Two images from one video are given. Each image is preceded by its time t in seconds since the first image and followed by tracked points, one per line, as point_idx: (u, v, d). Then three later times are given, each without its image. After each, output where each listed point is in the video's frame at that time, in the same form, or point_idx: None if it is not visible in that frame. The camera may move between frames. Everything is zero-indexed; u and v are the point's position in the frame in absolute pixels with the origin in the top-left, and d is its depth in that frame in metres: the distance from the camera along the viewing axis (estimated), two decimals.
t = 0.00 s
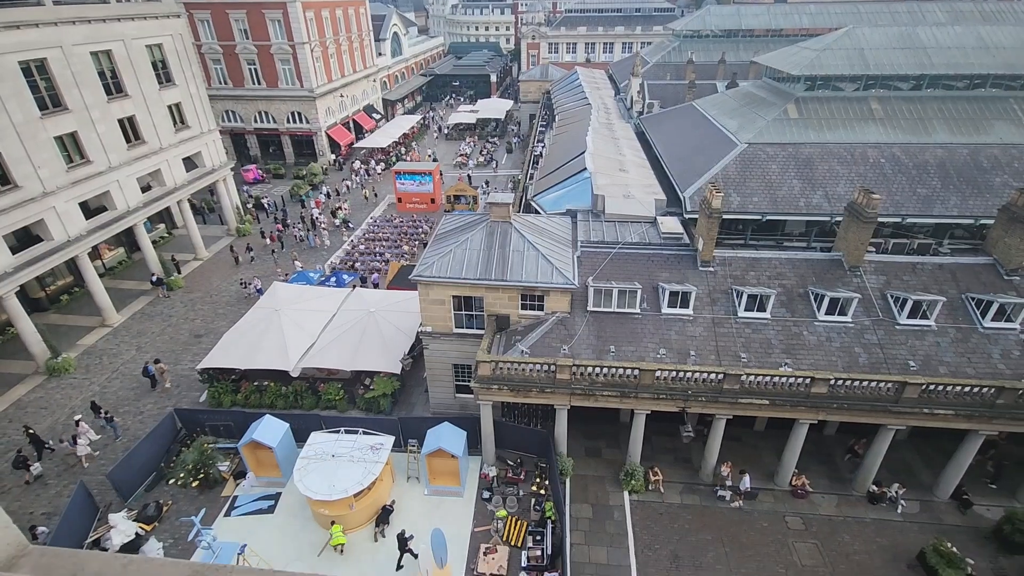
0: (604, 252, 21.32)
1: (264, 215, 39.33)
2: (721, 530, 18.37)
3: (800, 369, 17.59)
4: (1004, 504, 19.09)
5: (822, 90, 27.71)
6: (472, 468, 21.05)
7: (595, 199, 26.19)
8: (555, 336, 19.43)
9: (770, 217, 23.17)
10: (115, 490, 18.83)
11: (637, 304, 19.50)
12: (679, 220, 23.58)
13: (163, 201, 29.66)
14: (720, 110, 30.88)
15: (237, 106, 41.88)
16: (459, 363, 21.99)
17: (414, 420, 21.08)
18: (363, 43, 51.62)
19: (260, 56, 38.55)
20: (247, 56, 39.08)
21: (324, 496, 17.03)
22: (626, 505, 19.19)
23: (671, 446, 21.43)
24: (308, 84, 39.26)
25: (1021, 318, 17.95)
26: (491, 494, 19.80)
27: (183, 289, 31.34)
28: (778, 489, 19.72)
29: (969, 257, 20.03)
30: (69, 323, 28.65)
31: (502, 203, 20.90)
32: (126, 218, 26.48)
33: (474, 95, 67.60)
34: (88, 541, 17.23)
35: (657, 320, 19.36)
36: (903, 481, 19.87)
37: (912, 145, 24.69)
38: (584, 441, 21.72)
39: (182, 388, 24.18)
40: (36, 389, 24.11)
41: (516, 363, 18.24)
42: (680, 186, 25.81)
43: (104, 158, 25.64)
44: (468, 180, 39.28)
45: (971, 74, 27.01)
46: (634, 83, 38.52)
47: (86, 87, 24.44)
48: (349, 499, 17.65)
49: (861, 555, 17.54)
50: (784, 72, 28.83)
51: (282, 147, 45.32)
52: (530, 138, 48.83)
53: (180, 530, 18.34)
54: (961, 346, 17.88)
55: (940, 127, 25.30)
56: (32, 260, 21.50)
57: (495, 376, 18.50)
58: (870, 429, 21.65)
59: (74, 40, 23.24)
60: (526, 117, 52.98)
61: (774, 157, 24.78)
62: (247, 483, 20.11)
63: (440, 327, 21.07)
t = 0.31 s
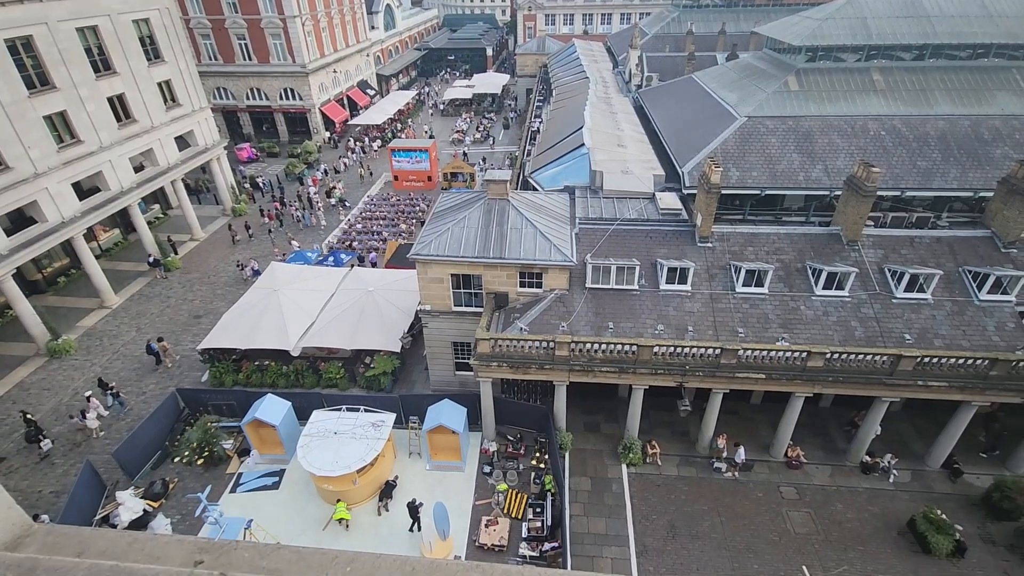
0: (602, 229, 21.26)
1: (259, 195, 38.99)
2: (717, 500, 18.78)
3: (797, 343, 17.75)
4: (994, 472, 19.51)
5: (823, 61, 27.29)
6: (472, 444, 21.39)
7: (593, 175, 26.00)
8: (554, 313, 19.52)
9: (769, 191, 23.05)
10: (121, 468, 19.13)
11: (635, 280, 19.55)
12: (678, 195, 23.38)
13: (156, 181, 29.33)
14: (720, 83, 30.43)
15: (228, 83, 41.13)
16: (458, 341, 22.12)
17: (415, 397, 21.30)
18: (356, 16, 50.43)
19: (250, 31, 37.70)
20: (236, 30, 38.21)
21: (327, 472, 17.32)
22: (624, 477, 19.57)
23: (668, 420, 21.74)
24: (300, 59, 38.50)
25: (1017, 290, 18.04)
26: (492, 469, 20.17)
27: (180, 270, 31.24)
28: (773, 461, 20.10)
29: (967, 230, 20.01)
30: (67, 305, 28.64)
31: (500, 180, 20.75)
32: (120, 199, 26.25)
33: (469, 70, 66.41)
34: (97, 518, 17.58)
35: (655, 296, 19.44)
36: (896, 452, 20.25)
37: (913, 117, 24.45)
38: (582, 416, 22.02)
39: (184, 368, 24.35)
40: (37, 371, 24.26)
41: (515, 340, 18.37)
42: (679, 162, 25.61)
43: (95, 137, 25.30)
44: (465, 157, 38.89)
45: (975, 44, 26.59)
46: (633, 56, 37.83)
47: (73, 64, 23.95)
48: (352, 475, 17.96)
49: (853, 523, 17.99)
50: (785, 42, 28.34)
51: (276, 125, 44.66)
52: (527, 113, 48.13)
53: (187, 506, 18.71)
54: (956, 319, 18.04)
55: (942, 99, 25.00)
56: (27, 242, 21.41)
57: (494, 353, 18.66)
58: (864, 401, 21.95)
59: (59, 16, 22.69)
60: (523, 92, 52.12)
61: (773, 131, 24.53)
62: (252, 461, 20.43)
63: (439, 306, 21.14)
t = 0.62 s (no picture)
0: (600, 212, 21.21)
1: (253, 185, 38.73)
2: (717, 478, 19.05)
3: (795, 322, 17.85)
4: (990, 444, 19.78)
5: (820, 37, 27.02)
6: (475, 429, 21.59)
7: (589, 157, 25.85)
8: (553, 297, 19.56)
9: (766, 170, 22.94)
10: (126, 461, 19.32)
11: (633, 263, 19.58)
12: (675, 176, 23.31)
13: (149, 173, 29.05)
14: (716, 61, 30.12)
15: (217, 71, 40.56)
16: (458, 327, 22.20)
17: (416, 383, 21.43)
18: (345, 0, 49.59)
19: (238, 18, 37.08)
20: (224, 17, 37.55)
21: (331, 460, 17.49)
22: (624, 457, 19.81)
23: (668, 401, 21.94)
24: (290, 46, 37.94)
25: (1013, 264, 18.11)
26: (494, 452, 20.39)
27: (176, 262, 31.15)
28: (772, 438, 20.34)
29: (964, 205, 20.00)
30: (65, 300, 28.60)
31: (495, 165, 20.64)
32: (113, 192, 26.02)
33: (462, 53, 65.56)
34: (104, 510, 17.82)
35: (653, 278, 19.47)
36: (893, 427, 20.51)
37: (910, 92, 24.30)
38: (583, 399, 22.20)
39: (185, 360, 24.43)
40: (39, 366, 24.29)
41: (515, 325, 18.43)
42: (675, 142, 25.47)
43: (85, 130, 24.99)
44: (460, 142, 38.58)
45: (972, 16, 26.31)
46: (627, 35, 37.34)
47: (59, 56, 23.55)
48: (356, 462, 18.14)
49: (851, 497, 18.29)
50: (781, 18, 28.00)
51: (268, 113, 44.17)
52: (522, 96, 47.64)
53: (193, 496, 18.94)
54: (953, 294, 18.14)
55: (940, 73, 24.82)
56: (22, 238, 21.28)
57: (494, 339, 18.73)
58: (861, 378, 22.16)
59: (42, 6, 22.24)
60: (517, 75, 51.57)
61: (770, 109, 24.37)
62: (256, 450, 20.63)
63: (438, 292, 21.17)
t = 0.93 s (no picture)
0: (592, 211, 21.27)
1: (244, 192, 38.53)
2: (715, 472, 19.15)
3: (788, 315, 17.98)
4: (983, 431, 20.00)
5: (807, 31, 27.21)
6: (473, 430, 21.60)
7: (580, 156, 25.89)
8: (547, 296, 19.60)
9: (756, 165, 23.02)
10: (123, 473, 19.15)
11: (626, 261, 19.66)
12: (666, 173, 23.47)
13: (138, 183, 28.82)
14: (704, 57, 30.28)
15: (205, 79, 40.33)
16: (454, 330, 22.21)
17: (413, 387, 21.39)
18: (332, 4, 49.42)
19: (224, 24, 36.86)
20: (210, 24, 37.32)
21: (330, 466, 17.44)
22: (623, 455, 19.87)
23: (665, 397, 22.03)
24: (278, 51, 37.78)
25: (1001, 252, 18.33)
26: (493, 454, 20.41)
27: (168, 272, 30.92)
28: (769, 431, 20.47)
29: (952, 195, 20.19)
30: (57, 313, 28.32)
31: (487, 166, 20.65)
32: (102, 203, 25.80)
33: (451, 55, 65.48)
34: (102, 523, 17.67)
35: (647, 275, 19.55)
36: (887, 416, 20.69)
37: (896, 84, 24.54)
38: (580, 397, 22.25)
39: (179, 370, 24.26)
40: (31, 380, 24.05)
41: (510, 326, 18.43)
42: (666, 139, 25.57)
43: (72, 141, 24.76)
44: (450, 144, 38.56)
45: (955, 7, 26.58)
46: (615, 33, 37.45)
47: (44, 67, 23.34)
48: (354, 467, 18.09)
49: (848, 487, 18.44)
50: (767, 14, 28.20)
51: (257, 119, 43.96)
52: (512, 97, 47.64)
53: (191, 507, 18.83)
54: (943, 284, 18.32)
55: (925, 64, 25.07)
56: (11, 251, 21.04)
57: (490, 340, 18.73)
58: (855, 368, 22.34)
59: (26, 17, 22.03)
60: (507, 75, 51.57)
61: (758, 104, 24.53)
62: (254, 458, 20.52)
63: (433, 295, 21.15)
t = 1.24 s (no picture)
0: (580, 238, 21.51)
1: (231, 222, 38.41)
2: (709, 500, 18.91)
3: (776, 339, 18.12)
4: (972, 454, 20.07)
5: (783, 65, 28.32)
6: (463, 462, 21.19)
7: (567, 185, 26.32)
8: (537, 324, 19.58)
9: (739, 193, 23.59)
10: (98, 514, 18.31)
11: (615, 287, 19.78)
12: (652, 201, 23.94)
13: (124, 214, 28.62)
14: (686, 90, 31.25)
15: (195, 112, 40.64)
16: (444, 359, 22.03)
17: (402, 418, 21.01)
18: (323, 40, 50.49)
19: (215, 59, 37.38)
20: (201, 59, 37.82)
21: (316, 502, 16.91)
22: (616, 484, 19.57)
23: (657, 424, 21.87)
24: (269, 85, 38.32)
25: (979, 275, 18.77)
26: (484, 486, 19.97)
27: (153, 303, 30.41)
28: (762, 457, 20.35)
29: (929, 220, 20.76)
30: (35, 347, 27.61)
31: (476, 195, 20.86)
32: (87, 235, 25.54)
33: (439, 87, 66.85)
34: (75, 569, 16.84)
35: (636, 301, 19.67)
36: (878, 440, 20.71)
37: (870, 115, 25.48)
38: (572, 426, 22.02)
39: (161, 405, 23.62)
40: (6, 418, 23.24)
41: (500, 354, 18.30)
42: (651, 168, 26.13)
43: (58, 173, 24.63)
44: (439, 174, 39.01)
45: (922, 42, 27.86)
46: (599, 67, 38.62)
47: (33, 101, 23.37)
48: (342, 503, 17.55)
49: (843, 513, 18.27)
50: (744, 48, 29.33)
51: (246, 151, 44.23)
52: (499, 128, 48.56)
53: (170, 549, 18.11)
54: (925, 306, 18.65)
55: (896, 96, 26.10)
56: None
57: (480, 368, 18.56)
58: (844, 392, 22.46)
59: (16, 52, 22.15)
60: (494, 107, 52.63)
61: (739, 134, 25.29)
62: (236, 496, 19.86)
63: (422, 324, 21.04)
